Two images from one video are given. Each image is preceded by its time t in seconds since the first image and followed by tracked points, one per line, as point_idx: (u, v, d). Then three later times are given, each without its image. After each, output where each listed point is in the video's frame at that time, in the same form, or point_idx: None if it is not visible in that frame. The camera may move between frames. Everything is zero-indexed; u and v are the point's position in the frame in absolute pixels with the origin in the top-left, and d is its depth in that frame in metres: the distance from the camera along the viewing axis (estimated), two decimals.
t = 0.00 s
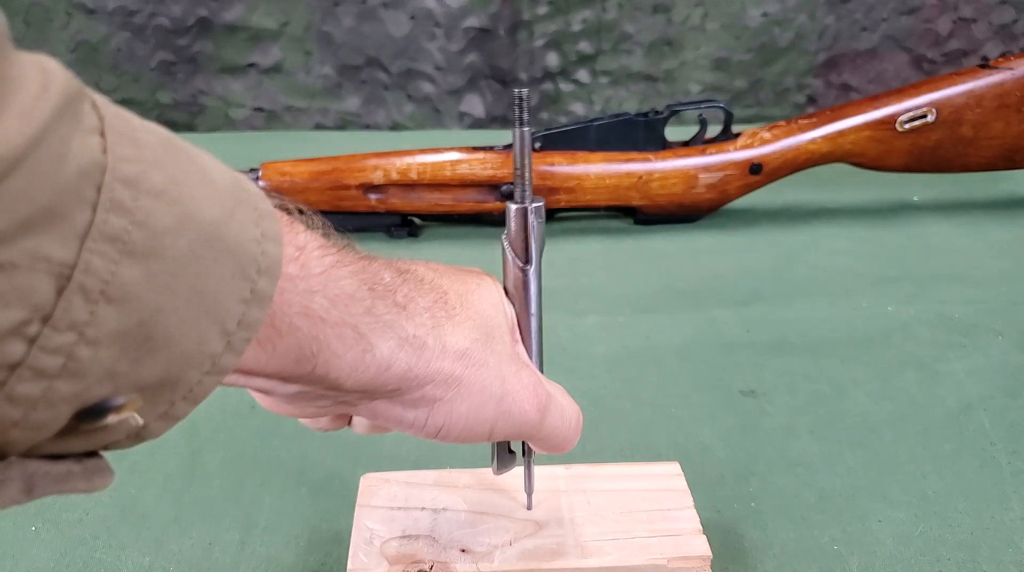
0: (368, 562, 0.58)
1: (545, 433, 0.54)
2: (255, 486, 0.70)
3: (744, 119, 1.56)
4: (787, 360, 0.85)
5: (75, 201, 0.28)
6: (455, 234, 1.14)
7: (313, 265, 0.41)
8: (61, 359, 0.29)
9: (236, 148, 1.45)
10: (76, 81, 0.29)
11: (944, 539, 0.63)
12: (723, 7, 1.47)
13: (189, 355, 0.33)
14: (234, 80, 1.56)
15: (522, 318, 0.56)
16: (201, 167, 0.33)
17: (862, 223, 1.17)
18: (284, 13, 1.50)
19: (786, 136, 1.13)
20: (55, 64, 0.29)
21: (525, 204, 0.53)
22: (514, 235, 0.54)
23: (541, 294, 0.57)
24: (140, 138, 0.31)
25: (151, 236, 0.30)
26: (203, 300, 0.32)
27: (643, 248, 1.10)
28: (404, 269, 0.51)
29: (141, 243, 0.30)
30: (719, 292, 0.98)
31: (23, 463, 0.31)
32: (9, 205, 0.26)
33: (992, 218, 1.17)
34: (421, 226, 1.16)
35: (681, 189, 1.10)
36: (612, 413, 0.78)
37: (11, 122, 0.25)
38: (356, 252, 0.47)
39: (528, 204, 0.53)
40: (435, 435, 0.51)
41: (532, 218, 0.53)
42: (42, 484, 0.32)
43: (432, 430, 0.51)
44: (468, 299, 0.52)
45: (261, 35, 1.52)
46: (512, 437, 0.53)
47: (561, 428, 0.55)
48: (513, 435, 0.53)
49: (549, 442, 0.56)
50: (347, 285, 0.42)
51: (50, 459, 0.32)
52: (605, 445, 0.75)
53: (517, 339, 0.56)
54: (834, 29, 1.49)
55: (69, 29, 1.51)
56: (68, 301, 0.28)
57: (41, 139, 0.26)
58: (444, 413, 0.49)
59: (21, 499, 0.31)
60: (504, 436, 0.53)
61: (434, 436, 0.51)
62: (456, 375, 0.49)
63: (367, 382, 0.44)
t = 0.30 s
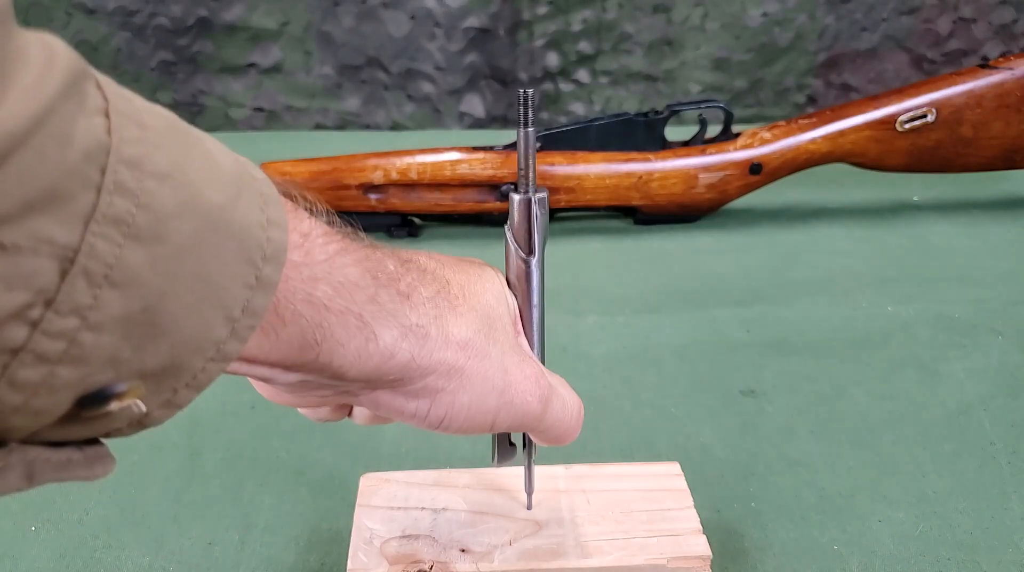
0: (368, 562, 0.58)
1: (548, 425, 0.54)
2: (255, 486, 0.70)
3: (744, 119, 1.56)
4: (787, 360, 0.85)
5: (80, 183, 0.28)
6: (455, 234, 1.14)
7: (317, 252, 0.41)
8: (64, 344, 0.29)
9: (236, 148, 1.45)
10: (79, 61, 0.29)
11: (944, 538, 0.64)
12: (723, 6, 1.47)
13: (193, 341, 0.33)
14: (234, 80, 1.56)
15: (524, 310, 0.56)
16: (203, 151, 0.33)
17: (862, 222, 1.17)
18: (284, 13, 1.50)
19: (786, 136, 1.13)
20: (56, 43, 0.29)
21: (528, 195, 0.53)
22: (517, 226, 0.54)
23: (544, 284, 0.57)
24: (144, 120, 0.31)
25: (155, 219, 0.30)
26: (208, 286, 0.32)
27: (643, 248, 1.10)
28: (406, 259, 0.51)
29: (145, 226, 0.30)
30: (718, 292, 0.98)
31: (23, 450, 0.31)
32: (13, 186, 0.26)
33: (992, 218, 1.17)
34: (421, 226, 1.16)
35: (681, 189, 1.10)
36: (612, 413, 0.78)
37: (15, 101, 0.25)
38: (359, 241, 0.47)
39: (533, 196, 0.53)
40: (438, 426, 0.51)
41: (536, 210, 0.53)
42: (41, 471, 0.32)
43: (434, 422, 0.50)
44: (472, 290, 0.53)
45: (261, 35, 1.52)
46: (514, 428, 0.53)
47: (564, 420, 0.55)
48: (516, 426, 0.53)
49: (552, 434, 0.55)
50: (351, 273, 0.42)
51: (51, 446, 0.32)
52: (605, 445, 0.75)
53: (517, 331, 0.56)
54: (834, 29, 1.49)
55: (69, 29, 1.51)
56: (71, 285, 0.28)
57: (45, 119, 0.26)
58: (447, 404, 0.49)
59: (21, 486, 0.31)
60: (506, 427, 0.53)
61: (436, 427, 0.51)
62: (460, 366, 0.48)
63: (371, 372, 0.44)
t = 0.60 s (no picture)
0: (368, 562, 0.58)
1: (548, 417, 0.54)
2: (255, 486, 0.70)
3: (744, 119, 1.56)
4: (787, 360, 0.85)
5: (75, 167, 0.28)
6: (455, 234, 1.13)
7: (317, 240, 0.41)
8: (59, 332, 0.29)
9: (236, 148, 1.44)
10: (74, 43, 0.29)
11: (944, 538, 0.63)
12: (723, 6, 1.47)
13: (191, 330, 0.33)
14: (234, 80, 1.55)
15: (524, 301, 0.57)
16: (201, 136, 0.33)
17: (862, 222, 1.17)
18: (284, 13, 1.50)
19: (786, 136, 1.13)
20: (52, 24, 0.28)
21: (529, 185, 0.52)
22: (518, 216, 0.54)
23: (545, 276, 0.57)
24: (140, 104, 0.31)
25: (152, 205, 0.30)
26: (205, 273, 0.32)
27: (643, 248, 1.10)
28: (407, 248, 0.51)
29: (142, 212, 0.30)
30: (719, 292, 0.98)
31: (18, 439, 0.31)
32: (7, 169, 0.25)
33: (992, 218, 1.17)
34: (421, 226, 1.16)
35: (681, 189, 1.10)
36: (612, 413, 0.78)
37: (9, 82, 0.25)
38: (360, 230, 0.47)
39: (534, 186, 0.52)
40: (437, 417, 0.51)
41: (537, 200, 0.53)
42: (37, 460, 0.32)
43: (434, 412, 0.50)
44: (472, 281, 0.53)
45: (261, 35, 1.52)
46: (513, 420, 0.53)
47: (563, 412, 0.55)
48: (515, 418, 0.53)
49: (550, 426, 0.55)
50: (351, 262, 0.42)
51: (47, 435, 0.33)
52: (606, 445, 0.75)
53: (518, 323, 0.56)
54: (834, 29, 1.49)
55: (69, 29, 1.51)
56: (66, 271, 0.28)
57: (39, 101, 0.26)
58: (447, 395, 0.49)
59: (17, 476, 0.31)
60: (506, 419, 0.53)
61: (435, 418, 0.51)
62: (460, 356, 0.48)
63: (371, 361, 0.44)
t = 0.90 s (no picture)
0: (368, 562, 0.58)
1: (550, 412, 0.54)
2: (255, 486, 0.70)
3: (744, 119, 1.56)
4: (787, 360, 0.85)
5: (79, 160, 0.28)
6: (455, 234, 1.13)
7: (321, 232, 0.40)
8: (63, 326, 0.29)
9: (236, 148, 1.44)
10: (77, 34, 0.29)
11: (944, 538, 0.64)
12: (723, 6, 1.47)
13: (195, 324, 0.33)
14: (234, 80, 1.55)
15: (525, 295, 0.57)
16: (204, 128, 0.33)
17: (863, 222, 1.17)
18: (284, 13, 1.50)
19: (786, 136, 1.13)
20: (54, 15, 0.28)
21: (532, 177, 0.52)
22: (520, 209, 0.53)
23: (546, 270, 0.57)
24: (144, 96, 0.31)
25: (156, 197, 0.30)
26: (208, 266, 0.32)
27: (643, 248, 1.10)
28: (409, 241, 0.51)
29: (146, 205, 0.30)
30: (718, 292, 0.98)
31: (21, 434, 0.31)
32: (11, 161, 0.25)
33: (991, 218, 1.17)
34: (421, 226, 1.16)
35: (681, 189, 1.10)
36: (611, 413, 0.78)
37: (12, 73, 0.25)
38: (363, 223, 0.47)
39: (536, 178, 0.52)
40: (439, 411, 0.51)
41: (540, 193, 0.53)
42: (40, 455, 0.31)
43: (435, 406, 0.50)
44: (473, 273, 0.53)
45: (261, 35, 1.51)
46: (515, 415, 0.53)
47: (565, 406, 0.55)
48: (518, 413, 0.53)
49: (552, 421, 0.55)
50: (355, 254, 0.42)
51: (49, 430, 0.32)
52: (605, 445, 0.75)
53: (521, 316, 0.56)
54: (834, 29, 1.49)
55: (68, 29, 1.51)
56: (71, 264, 0.28)
57: (42, 93, 0.26)
58: (450, 388, 0.49)
59: (21, 470, 0.31)
60: (508, 413, 0.53)
61: (437, 411, 0.51)
62: (462, 350, 0.48)
63: (374, 354, 0.44)
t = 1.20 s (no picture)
0: (368, 562, 0.58)
1: (551, 406, 0.54)
2: (255, 486, 0.70)
3: (744, 119, 1.56)
4: (787, 360, 0.85)
5: (80, 152, 0.28)
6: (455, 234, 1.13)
7: (323, 226, 0.40)
8: (65, 320, 0.29)
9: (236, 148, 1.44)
10: (78, 24, 0.29)
11: (944, 538, 0.64)
12: (723, 6, 1.47)
13: (197, 318, 0.33)
14: (234, 80, 1.55)
15: (527, 290, 0.57)
16: (206, 119, 0.33)
17: (863, 222, 1.17)
18: (284, 13, 1.50)
19: (786, 136, 1.13)
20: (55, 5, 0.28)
21: (533, 170, 0.52)
22: (522, 203, 0.54)
23: (547, 265, 0.57)
24: (146, 87, 0.31)
25: (158, 190, 0.30)
26: (211, 259, 0.32)
27: (643, 248, 1.10)
28: (410, 235, 0.51)
29: (148, 197, 0.30)
30: (718, 292, 0.98)
31: (21, 428, 0.31)
32: (11, 153, 0.26)
33: (991, 218, 1.17)
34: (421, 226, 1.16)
35: (681, 189, 1.10)
36: (611, 413, 0.78)
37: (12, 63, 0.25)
38: (365, 217, 0.47)
39: (537, 172, 0.52)
40: (440, 405, 0.51)
41: (541, 186, 0.53)
42: (41, 450, 0.31)
43: (437, 401, 0.50)
44: (474, 268, 0.53)
45: (261, 35, 1.51)
46: (517, 409, 0.53)
47: (566, 402, 0.55)
48: (519, 408, 0.53)
49: (553, 416, 0.55)
50: (357, 248, 0.42)
51: (49, 424, 0.32)
52: (605, 445, 0.75)
53: (522, 311, 0.56)
54: (834, 29, 1.49)
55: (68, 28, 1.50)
56: (72, 258, 0.28)
57: (42, 84, 0.26)
58: (451, 383, 0.49)
59: (21, 465, 0.31)
60: (509, 408, 0.53)
61: (439, 406, 0.51)
62: (464, 344, 0.48)
63: (376, 348, 0.44)
